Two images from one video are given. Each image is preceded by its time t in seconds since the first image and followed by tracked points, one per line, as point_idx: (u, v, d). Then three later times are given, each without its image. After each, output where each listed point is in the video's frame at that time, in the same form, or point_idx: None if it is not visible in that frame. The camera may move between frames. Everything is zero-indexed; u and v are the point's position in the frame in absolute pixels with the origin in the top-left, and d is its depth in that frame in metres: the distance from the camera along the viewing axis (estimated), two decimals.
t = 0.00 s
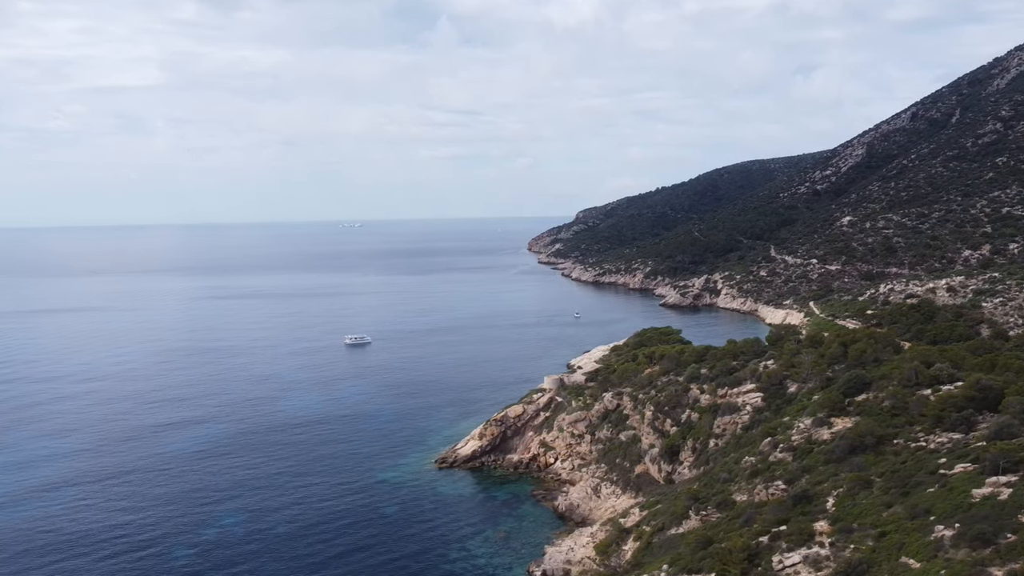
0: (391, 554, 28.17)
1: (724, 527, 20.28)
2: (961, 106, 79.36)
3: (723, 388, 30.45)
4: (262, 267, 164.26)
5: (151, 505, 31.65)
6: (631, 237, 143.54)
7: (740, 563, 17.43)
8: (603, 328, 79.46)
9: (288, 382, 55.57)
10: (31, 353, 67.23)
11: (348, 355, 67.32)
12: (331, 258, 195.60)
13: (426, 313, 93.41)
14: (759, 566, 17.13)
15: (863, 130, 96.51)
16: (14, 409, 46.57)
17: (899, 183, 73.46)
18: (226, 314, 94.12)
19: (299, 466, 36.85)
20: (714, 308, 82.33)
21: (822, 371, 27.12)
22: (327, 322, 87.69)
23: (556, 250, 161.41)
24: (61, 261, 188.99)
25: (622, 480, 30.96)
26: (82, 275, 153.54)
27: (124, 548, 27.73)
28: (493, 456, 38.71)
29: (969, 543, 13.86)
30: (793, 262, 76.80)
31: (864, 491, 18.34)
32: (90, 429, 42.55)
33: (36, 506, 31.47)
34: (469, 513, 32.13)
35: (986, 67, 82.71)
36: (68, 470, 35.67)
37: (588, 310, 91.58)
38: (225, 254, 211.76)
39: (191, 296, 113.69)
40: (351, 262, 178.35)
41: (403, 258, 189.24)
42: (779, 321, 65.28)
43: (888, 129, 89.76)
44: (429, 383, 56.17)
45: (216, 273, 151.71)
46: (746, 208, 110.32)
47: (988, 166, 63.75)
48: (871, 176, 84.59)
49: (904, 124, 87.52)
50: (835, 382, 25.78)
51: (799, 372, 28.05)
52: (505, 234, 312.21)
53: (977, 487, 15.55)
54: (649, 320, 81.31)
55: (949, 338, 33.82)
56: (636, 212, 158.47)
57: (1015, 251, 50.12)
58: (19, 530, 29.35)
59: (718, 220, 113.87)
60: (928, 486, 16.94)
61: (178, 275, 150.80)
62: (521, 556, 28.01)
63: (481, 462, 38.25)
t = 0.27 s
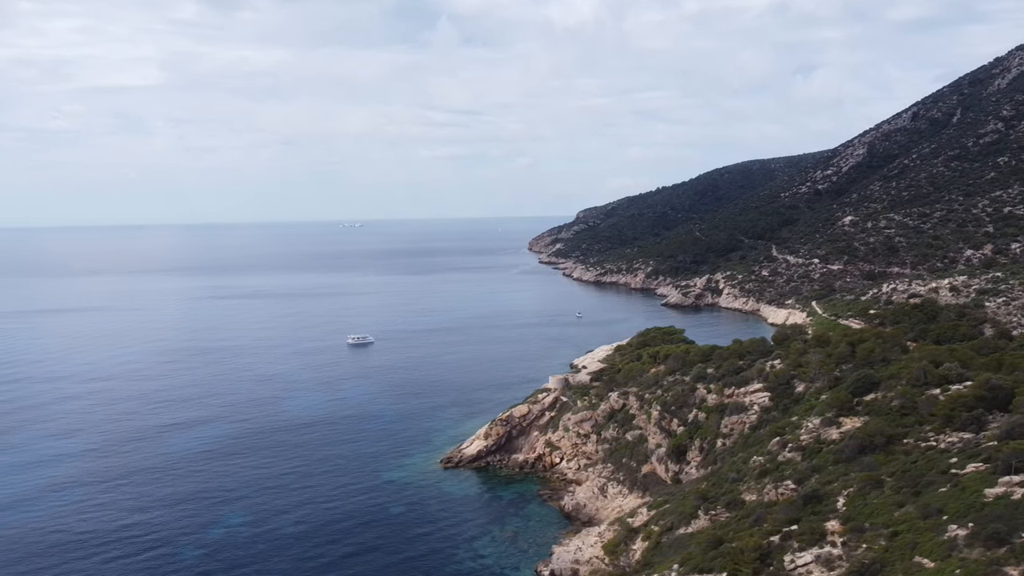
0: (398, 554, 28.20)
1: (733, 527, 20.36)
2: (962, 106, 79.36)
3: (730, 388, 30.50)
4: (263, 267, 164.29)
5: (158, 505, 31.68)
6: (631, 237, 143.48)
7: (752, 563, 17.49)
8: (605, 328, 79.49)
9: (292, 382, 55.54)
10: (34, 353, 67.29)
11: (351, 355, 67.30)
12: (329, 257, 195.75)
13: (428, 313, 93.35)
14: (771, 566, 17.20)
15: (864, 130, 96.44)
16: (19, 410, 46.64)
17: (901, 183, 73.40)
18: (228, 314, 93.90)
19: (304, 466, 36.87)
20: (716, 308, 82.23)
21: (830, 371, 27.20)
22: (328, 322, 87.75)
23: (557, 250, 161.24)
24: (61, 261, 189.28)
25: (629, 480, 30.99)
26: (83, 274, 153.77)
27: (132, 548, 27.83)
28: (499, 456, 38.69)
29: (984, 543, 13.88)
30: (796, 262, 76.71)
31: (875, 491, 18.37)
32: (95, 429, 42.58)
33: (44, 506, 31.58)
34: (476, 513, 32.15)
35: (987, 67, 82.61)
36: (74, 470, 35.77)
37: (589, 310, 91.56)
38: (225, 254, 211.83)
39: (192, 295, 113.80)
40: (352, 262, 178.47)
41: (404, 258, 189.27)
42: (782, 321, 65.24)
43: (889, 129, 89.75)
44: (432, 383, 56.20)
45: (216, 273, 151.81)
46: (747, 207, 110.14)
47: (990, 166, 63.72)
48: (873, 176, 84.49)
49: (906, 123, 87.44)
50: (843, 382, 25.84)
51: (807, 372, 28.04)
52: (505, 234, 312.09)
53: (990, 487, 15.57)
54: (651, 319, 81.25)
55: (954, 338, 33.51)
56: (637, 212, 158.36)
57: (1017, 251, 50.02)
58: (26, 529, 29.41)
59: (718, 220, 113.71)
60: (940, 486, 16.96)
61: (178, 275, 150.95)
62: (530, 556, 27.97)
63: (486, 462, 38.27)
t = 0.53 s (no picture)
0: (406, 554, 28.24)
1: (743, 527, 20.37)
2: (963, 105, 79.30)
3: (737, 388, 30.51)
4: (264, 267, 164.34)
5: (165, 505, 31.73)
6: (631, 237, 143.38)
7: (764, 563, 17.51)
8: (608, 328, 79.46)
9: (296, 382, 55.55)
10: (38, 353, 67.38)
11: (354, 355, 67.29)
12: (330, 257, 195.82)
13: (429, 313, 93.31)
14: (783, 566, 17.22)
15: (866, 130, 96.31)
16: (24, 410, 46.70)
17: (903, 182, 73.32)
18: (230, 314, 93.85)
19: (310, 466, 36.92)
20: (718, 307, 82.17)
21: (837, 371, 27.26)
22: (330, 322, 87.77)
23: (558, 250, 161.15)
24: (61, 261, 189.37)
25: (636, 480, 31.03)
26: (84, 274, 153.88)
27: (140, 548, 27.89)
28: (504, 456, 38.71)
29: (998, 542, 13.89)
30: (798, 262, 76.65)
31: (886, 491, 18.36)
32: (100, 429, 42.63)
33: (51, 506, 31.65)
34: (483, 513, 32.18)
35: (989, 66, 82.46)
36: (81, 470, 35.84)
37: (591, 310, 91.52)
38: (225, 254, 211.85)
39: (194, 295, 113.89)
40: (353, 262, 178.51)
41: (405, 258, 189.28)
42: (784, 320, 65.20)
43: (890, 128, 89.63)
44: (435, 383, 56.22)
45: (218, 273, 151.90)
46: (749, 207, 110.03)
47: (992, 165, 63.64)
48: (874, 175, 84.39)
49: (907, 123, 87.31)
50: (851, 382, 25.86)
51: (815, 372, 28.07)
52: (506, 234, 311.94)
53: (1003, 487, 15.57)
54: (653, 319, 81.17)
55: (958, 338, 33.28)
56: (638, 212, 158.23)
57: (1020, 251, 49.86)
58: (35, 530, 29.48)
59: (719, 220, 113.57)
60: (951, 486, 16.96)
61: (179, 275, 151.02)
62: (538, 556, 27.99)
63: (492, 462, 38.29)
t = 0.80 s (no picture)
0: (413, 553, 28.29)
1: (753, 526, 20.41)
2: (964, 105, 79.24)
3: (744, 387, 30.53)
4: (266, 267, 164.38)
5: (172, 506, 31.80)
6: (632, 237, 143.28)
7: (777, 562, 17.56)
8: (610, 328, 79.43)
9: (299, 383, 55.55)
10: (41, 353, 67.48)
11: (356, 355, 67.27)
12: (330, 257, 195.99)
13: (431, 313, 93.27)
14: (795, 565, 17.27)
15: (867, 129, 96.20)
16: (28, 411, 46.73)
17: (904, 182, 73.23)
18: (231, 314, 93.76)
19: (316, 466, 36.95)
20: (720, 307, 82.08)
21: (845, 370, 27.30)
22: (332, 322, 87.78)
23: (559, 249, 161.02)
24: (63, 261, 189.32)
25: (643, 479, 31.08)
26: (85, 275, 154.01)
27: (148, 548, 27.96)
28: (510, 455, 38.72)
29: (1013, 542, 13.89)
30: (800, 261, 76.60)
31: (897, 490, 18.35)
32: (105, 430, 42.70)
33: (59, 506, 31.72)
34: (489, 512, 32.22)
35: (990, 66, 82.36)
36: (87, 471, 35.91)
37: (593, 309, 91.46)
38: (226, 254, 211.83)
39: (196, 295, 113.93)
40: (354, 262, 178.52)
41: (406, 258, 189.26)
42: (787, 320, 65.14)
43: (892, 128, 89.53)
44: (439, 383, 56.21)
45: (218, 273, 151.76)
46: (750, 207, 109.92)
47: (994, 165, 63.55)
48: (876, 175, 84.31)
49: (908, 122, 87.19)
50: (859, 382, 25.89)
51: (823, 371, 28.10)
52: (507, 235, 311.82)
53: (1015, 486, 15.57)
54: (655, 319, 81.09)
55: (962, 337, 33.12)
56: (639, 211, 158.08)
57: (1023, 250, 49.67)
58: (42, 530, 29.54)
59: (720, 220, 113.39)
60: (963, 485, 16.95)
61: (181, 275, 150.99)
62: (546, 556, 28.03)
63: (497, 462, 38.29)
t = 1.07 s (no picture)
0: (421, 553, 28.35)
1: (763, 526, 20.58)
2: (965, 104, 79.21)
3: (751, 387, 30.61)
4: (267, 267, 164.58)
5: (180, 506, 31.90)
6: (633, 236, 143.19)
7: (789, 562, 17.75)
8: (612, 328, 79.41)
9: (303, 383, 55.60)
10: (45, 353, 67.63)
11: (359, 356, 67.30)
12: (331, 257, 195.98)
13: (433, 313, 93.28)
14: (807, 564, 17.45)
15: (868, 129, 96.11)
16: (33, 412, 46.78)
17: (906, 181, 73.17)
18: (233, 314, 93.77)
19: (321, 467, 37.03)
20: (722, 307, 82.04)
21: (853, 370, 27.37)
22: (335, 322, 87.86)
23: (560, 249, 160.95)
24: (65, 261, 189.61)
25: (650, 479, 31.19)
26: (88, 275, 154.40)
27: (157, 549, 28.05)
28: (516, 455, 38.75)
29: None
30: (802, 261, 76.62)
31: (908, 489, 18.39)
32: (110, 431, 42.76)
33: (66, 506, 31.84)
34: (496, 512, 32.28)
35: (990, 66, 82.33)
36: (93, 471, 36.04)
37: (594, 309, 91.48)
38: (227, 254, 212.13)
39: (199, 296, 114.08)
40: (355, 262, 178.70)
41: (407, 258, 189.34)
42: (789, 320, 65.12)
43: (893, 127, 89.41)
44: (442, 383, 56.25)
45: (218, 273, 151.65)
46: (751, 206, 109.85)
47: (995, 164, 63.52)
48: (877, 174, 84.23)
49: (909, 122, 87.12)
50: (867, 381, 25.93)
51: (830, 370, 28.15)
52: (508, 234, 311.78)
53: None
54: (658, 319, 81.06)
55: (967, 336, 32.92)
56: (639, 211, 157.97)
57: None
58: (50, 530, 29.64)
59: (721, 219, 113.26)
60: (975, 485, 16.98)
61: (182, 275, 151.21)
62: (554, 555, 28.11)
63: (503, 462, 38.32)
